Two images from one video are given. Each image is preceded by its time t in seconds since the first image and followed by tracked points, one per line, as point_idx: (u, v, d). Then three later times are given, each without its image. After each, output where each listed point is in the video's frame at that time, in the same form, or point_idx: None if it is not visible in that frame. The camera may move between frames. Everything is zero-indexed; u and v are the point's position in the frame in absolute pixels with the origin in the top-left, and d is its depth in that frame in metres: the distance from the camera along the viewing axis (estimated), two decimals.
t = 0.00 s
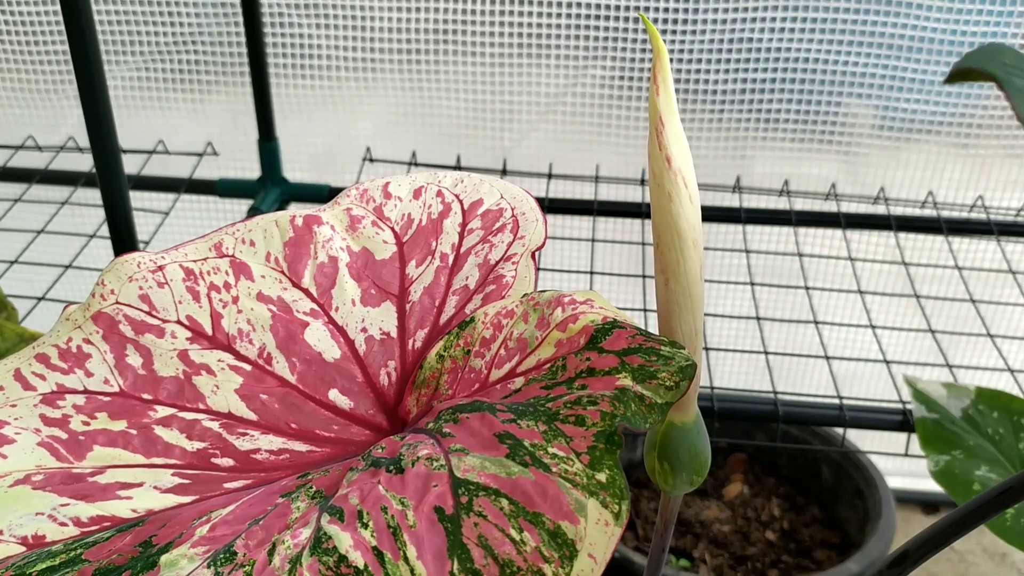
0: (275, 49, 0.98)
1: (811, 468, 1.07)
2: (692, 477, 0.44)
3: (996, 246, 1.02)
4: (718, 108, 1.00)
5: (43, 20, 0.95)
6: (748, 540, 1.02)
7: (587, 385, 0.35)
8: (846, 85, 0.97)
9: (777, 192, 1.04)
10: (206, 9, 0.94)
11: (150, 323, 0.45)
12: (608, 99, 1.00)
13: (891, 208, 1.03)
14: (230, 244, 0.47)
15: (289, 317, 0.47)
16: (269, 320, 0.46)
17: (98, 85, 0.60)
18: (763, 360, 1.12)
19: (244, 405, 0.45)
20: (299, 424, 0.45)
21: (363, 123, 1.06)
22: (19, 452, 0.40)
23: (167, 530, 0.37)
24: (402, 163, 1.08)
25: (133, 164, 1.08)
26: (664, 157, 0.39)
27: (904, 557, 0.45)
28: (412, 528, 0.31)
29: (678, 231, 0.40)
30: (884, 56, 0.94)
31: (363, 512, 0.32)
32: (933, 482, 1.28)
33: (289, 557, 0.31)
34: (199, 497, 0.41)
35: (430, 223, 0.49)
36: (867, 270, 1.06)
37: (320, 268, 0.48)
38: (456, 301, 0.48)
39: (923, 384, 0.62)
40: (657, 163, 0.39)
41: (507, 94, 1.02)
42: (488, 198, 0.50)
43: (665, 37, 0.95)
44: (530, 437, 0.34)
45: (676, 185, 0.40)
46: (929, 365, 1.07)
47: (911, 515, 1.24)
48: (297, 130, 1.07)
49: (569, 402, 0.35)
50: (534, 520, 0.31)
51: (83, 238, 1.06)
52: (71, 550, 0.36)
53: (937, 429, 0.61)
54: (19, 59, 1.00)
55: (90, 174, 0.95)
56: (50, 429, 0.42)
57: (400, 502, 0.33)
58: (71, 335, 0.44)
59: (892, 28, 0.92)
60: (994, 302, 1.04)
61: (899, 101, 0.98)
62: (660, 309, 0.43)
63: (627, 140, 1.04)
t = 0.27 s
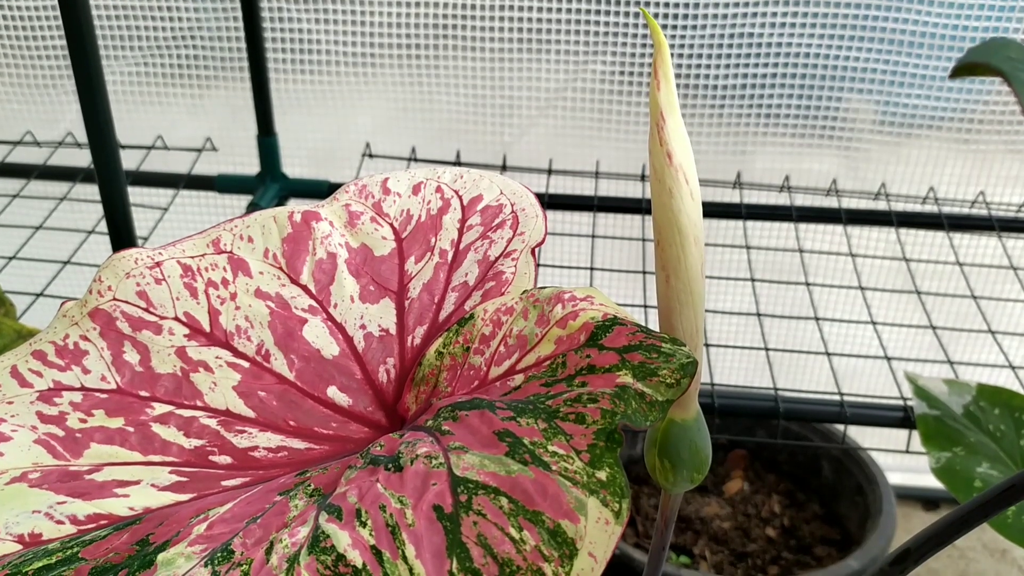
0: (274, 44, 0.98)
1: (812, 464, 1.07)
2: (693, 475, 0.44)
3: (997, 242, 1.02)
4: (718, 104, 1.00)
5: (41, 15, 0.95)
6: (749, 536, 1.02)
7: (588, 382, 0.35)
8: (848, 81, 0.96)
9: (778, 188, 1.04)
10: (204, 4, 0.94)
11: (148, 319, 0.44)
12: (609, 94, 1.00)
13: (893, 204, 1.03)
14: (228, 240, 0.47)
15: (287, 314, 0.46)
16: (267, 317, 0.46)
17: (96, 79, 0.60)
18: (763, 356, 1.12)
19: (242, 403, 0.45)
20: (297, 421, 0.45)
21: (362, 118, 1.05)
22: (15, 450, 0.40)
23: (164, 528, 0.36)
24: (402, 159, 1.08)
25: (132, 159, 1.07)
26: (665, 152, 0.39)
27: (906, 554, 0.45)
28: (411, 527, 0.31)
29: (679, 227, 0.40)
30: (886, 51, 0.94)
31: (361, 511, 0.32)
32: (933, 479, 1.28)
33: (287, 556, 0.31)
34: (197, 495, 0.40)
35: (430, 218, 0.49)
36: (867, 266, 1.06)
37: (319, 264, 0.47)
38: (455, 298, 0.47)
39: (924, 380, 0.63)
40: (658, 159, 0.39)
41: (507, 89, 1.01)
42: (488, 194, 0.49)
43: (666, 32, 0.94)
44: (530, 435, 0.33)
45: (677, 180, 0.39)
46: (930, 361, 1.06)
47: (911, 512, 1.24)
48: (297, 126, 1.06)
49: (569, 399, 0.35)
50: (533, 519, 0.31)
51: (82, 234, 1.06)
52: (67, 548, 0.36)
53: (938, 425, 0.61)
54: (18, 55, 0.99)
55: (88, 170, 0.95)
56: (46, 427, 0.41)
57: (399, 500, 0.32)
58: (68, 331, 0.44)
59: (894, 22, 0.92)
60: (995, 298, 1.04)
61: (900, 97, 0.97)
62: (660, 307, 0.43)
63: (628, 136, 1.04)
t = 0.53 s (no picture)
0: (274, 42, 0.98)
1: (812, 462, 1.07)
2: (694, 473, 0.44)
3: (999, 241, 1.02)
4: (720, 102, 0.99)
5: (41, 12, 0.95)
6: (749, 534, 1.02)
7: (589, 381, 0.35)
8: (849, 79, 0.96)
9: (779, 186, 1.04)
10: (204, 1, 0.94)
11: (148, 317, 0.44)
12: (610, 92, 1.00)
13: (894, 202, 1.02)
14: (228, 238, 0.46)
15: (288, 312, 0.46)
16: (267, 315, 0.46)
17: (96, 77, 0.60)
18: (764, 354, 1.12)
19: (242, 401, 0.45)
20: (298, 420, 0.45)
21: (362, 116, 1.05)
22: (15, 448, 0.40)
23: (165, 527, 0.36)
24: (402, 156, 1.07)
25: (132, 157, 1.07)
26: (666, 150, 0.38)
27: (909, 553, 0.45)
28: (412, 527, 0.31)
29: (681, 225, 0.40)
30: (887, 50, 0.94)
31: (362, 510, 0.32)
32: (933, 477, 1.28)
33: (288, 555, 0.31)
34: (198, 494, 0.40)
35: (431, 216, 0.49)
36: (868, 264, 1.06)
37: (319, 262, 0.47)
38: (456, 296, 0.47)
39: (925, 379, 0.63)
40: (660, 157, 0.39)
41: (508, 87, 1.01)
42: (489, 191, 0.49)
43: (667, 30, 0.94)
44: (531, 434, 0.33)
45: (679, 178, 0.39)
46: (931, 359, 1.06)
47: (912, 510, 1.24)
48: (297, 124, 1.06)
49: (571, 398, 0.35)
50: (535, 518, 0.31)
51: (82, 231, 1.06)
52: (68, 547, 0.35)
53: (939, 424, 0.61)
54: (18, 52, 0.99)
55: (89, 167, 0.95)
56: (46, 425, 0.41)
57: (400, 499, 0.32)
58: (68, 329, 0.44)
59: (895, 20, 0.92)
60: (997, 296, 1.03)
61: (902, 95, 0.97)
62: (661, 305, 0.42)
63: (628, 134, 1.03)
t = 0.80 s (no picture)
0: (276, 40, 0.98)
1: (815, 460, 1.07)
2: (697, 472, 0.44)
3: (1003, 239, 1.01)
4: (722, 100, 0.99)
5: (41, 9, 0.95)
6: (751, 533, 1.02)
7: (593, 378, 0.35)
8: (853, 76, 0.96)
9: (782, 184, 1.03)
10: None
11: (149, 314, 0.44)
12: (612, 90, 0.99)
13: (897, 199, 1.02)
14: (230, 235, 0.46)
15: (289, 309, 0.46)
16: (269, 312, 0.46)
17: (98, 73, 0.59)
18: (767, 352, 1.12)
19: (243, 398, 0.44)
20: (299, 417, 0.45)
21: (364, 113, 1.05)
22: (16, 445, 0.40)
23: (165, 525, 0.36)
24: (404, 153, 1.07)
25: (134, 154, 1.07)
26: (670, 146, 0.38)
27: (914, 552, 0.44)
28: (414, 525, 0.31)
29: (685, 222, 0.39)
30: (890, 47, 0.93)
31: (364, 508, 0.32)
32: (936, 475, 1.28)
33: (289, 554, 0.31)
34: (198, 492, 0.40)
35: (433, 213, 0.48)
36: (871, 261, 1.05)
37: (321, 259, 0.47)
38: (458, 294, 0.47)
39: (928, 376, 0.63)
40: (664, 154, 0.39)
41: (510, 84, 1.01)
42: (491, 188, 0.49)
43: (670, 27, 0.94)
44: (534, 432, 0.33)
45: (683, 175, 0.39)
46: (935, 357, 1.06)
47: (914, 508, 1.24)
48: (299, 121, 1.06)
49: (574, 396, 0.34)
50: (538, 516, 0.31)
51: (83, 228, 1.05)
52: (68, 545, 0.35)
53: (943, 422, 0.60)
54: (18, 50, 0.99)
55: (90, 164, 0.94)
56: (47, 423, 0.41)
57: (402, 497, 0.32)
58: (69, 326, 0.44)
59: (898, 18, 0.91)
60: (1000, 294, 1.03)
61: (905, 93, 0.97)
62: (665, 302, 0.42)
63: (631, 131, 1.03)
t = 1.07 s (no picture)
0: (277, 35, 0.97)
1: (819, 457, 1.07)
2: (702, 469, 0.43)
3: (1008, 234, 1.01)
4: (726, 95, 0.98)
5: (41, 4, 0.94)
6: (755, 529, 1.01)
7: (597, 375, 0.35)
8: (857, 72, 0.95)
9: (786, 179, 1.03)
10: None
11: (149, 310, 0.44)
12: (615, 85, 0.99)
13: (902, 194, 1.01)
14: (230, 230, 0.46)
15: (290, 305, 0.45)
16: (270, 308, 0.45)
17: (98, 68, 0.59)
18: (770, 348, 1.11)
19: (244, 395, 0.44)
20: (300, 414, 0.44)
21: (366, 109, 1.04)
22: (15, 442, 0.39)
23: (165, 523, 0.36)
24: (406, 149, 1.07)
25: (135, 150, 1.07)
26: (676, 141, 0.38)
27: (921, 550, 0.44)
28: (416, 523, 0.30)
29: (690, 217, 0.39)
30: (895, 42, 0.93)
31: (366, 506, 0.31)
32: (940, 471, 1.27)
33: (290, 552, 0.30)
34: (199, 489, 0.40)
35: (435, 208, 0.48)
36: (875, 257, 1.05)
37: (322, 255, 0.46)
38: (461, 289, 0.46)
39: (933, 373, 0.62)
40: (669, 148, 0.38)
41: (512, 80, 1.00)
42: (494, 183, 0.48)
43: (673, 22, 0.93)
44: (538, 429, 0.33)
45: (688, 169, 0.38)
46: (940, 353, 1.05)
47: (918, 504, 1.23)
48: (300, 116, 1.05)
49: (578, 392, 0.34)
50: (542, 515, 0.30)
51: (84, 224, 1.05)
52: (67, 543, 0.35)
53: (948, 419, 0.60)
54: (18, 45, 0.98)
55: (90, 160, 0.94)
56: (47, 419, 0.41)
57: (404, 495, 0.32)
58: (69, 322, 0.43)
59: (903, 12, 0.91)
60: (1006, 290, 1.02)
61: (910, 88, 0.96)
62: (669, 298, 0.42)
63: (634, 127, 1.02)
